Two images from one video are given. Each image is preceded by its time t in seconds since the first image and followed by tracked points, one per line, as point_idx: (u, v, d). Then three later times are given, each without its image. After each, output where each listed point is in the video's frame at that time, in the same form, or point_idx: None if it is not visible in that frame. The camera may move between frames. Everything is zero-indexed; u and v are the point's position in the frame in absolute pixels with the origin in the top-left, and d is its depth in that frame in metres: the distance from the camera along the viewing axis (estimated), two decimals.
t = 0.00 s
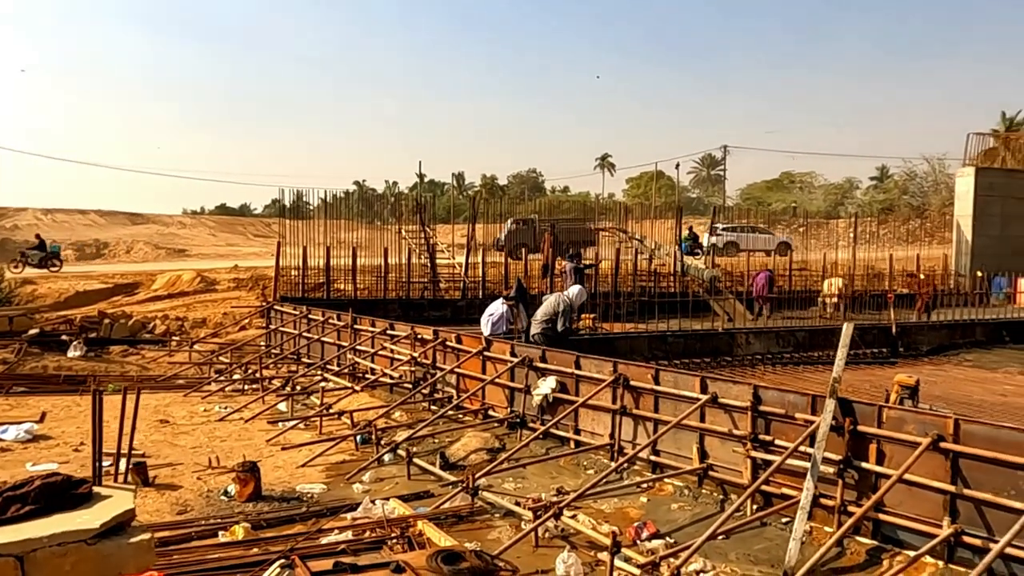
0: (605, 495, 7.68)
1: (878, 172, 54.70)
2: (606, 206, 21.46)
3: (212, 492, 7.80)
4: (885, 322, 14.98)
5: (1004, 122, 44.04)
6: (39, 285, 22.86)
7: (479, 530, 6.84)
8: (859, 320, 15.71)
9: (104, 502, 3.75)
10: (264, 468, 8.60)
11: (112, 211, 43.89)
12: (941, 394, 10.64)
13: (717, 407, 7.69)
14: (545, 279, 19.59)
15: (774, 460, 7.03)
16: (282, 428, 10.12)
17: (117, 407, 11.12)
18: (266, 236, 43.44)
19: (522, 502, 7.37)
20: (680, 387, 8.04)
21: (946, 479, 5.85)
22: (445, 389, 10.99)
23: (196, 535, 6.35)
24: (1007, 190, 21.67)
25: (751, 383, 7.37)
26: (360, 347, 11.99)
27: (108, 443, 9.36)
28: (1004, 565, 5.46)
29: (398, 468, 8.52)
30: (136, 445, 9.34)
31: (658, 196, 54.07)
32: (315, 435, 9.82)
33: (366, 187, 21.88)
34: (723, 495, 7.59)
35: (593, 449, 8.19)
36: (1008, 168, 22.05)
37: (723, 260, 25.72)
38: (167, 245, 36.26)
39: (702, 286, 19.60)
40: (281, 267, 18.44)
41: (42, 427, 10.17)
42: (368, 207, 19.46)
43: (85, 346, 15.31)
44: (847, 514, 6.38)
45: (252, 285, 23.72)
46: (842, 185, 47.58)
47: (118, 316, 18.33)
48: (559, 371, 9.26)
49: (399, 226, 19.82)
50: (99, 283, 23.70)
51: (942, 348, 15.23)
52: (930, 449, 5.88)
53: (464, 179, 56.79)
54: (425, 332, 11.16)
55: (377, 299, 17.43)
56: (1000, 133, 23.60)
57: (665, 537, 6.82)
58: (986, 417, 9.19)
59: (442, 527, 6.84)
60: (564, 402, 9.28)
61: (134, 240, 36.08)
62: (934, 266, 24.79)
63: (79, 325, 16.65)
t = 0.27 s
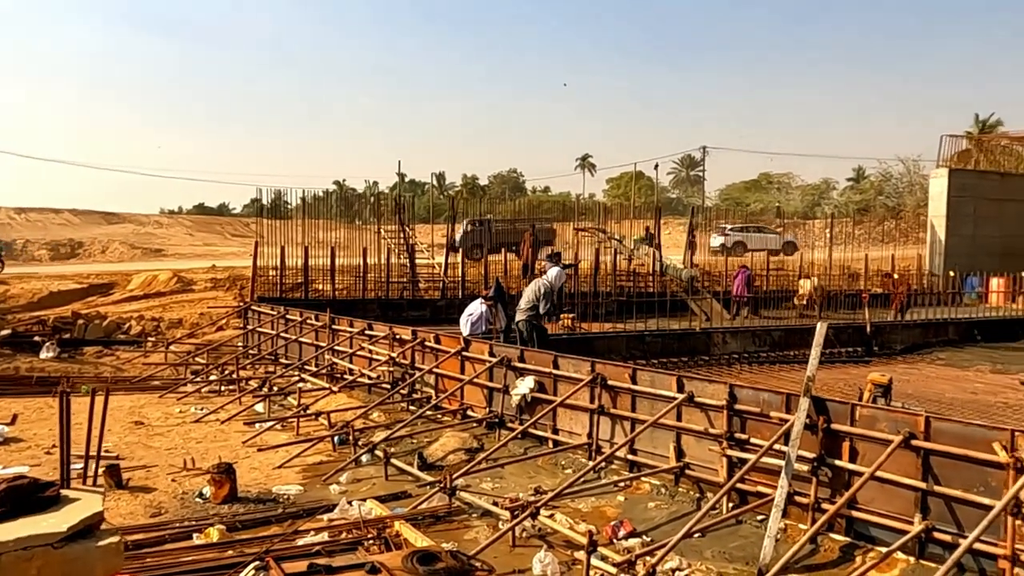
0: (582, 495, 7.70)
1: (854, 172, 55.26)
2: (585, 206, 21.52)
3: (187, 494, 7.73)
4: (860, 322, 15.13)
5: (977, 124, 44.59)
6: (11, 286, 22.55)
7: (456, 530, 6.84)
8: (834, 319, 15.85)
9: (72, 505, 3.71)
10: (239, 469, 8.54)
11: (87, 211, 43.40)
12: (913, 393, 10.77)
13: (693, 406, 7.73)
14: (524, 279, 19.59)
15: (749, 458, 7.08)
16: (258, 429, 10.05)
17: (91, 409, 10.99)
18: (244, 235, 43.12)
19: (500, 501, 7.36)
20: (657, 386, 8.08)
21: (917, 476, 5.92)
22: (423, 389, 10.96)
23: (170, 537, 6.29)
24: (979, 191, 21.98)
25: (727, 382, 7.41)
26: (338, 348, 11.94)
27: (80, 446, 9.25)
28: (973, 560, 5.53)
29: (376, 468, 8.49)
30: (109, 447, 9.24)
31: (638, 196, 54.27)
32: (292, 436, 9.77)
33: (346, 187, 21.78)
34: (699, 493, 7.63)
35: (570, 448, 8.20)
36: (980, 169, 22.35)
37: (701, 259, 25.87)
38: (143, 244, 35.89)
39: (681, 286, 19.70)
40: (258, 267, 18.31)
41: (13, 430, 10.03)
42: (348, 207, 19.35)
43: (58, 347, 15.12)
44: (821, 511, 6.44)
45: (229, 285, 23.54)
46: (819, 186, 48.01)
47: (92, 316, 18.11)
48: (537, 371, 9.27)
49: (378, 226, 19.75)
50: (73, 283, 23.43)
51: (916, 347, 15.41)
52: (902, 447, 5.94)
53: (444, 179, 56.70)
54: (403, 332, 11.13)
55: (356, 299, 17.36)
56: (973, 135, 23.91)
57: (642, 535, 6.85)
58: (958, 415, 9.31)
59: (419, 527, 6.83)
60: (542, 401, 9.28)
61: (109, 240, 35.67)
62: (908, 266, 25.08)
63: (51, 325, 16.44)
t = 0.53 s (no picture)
0: (556, 496, 7.72)
1: (825, 175, 55.95)
2: (560, 208, 21.58)
3: (156, 500, 7.65)
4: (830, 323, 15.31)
5: (944, 129, 45.35)
6: None
7: (430, 532, 6.83)
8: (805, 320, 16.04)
9: (35, 511, 3.65)
10: (210, 473, 8.46)
11: (55, 211, 42.77)
12: (882, 392, 10.92)
13: (666, 406, 7.79)
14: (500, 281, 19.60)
15: (721, 458, 7.14)
16: (230, 433, 9.96)
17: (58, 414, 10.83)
18: (216, 237, 42.72)
19: (474, 503, 7.36)
20: (631, 387, 8.12)
21: (885, 474, 6.00)
22: (398, 392, 10.94)
23: (138, 543, 6.22)
24: (945, 195, 22.35)
25: (699, 383, 7.48)
26: (312, 350, 11.87)
27: (47, 451, 9.11)
28: (939, 556, 5.62)
29: (349, 471, 8.45)
30: (77, 452, 9.11)
31: (612, 198, 54.50)
32: (265, 439, 9.70)
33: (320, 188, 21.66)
34: (673, 493, 7.68)
35: (545, 449, 8.22)
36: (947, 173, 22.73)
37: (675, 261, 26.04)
38: (113, 245, 35.42)
39: (655, 287, 19.82)
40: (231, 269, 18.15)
41: None
42: (322, 208, 19.26)
43: (25, 351, 14.88)
44: (791, 510, 6.51)
45: (200, 287, 23.31)
46: (790, 189, 48.54)
47: (60, 319, 17.85)
48: (512, 372, 9.28)
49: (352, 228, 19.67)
50: (41, 285, 23.07)
51: (885, 347, 15.62)
52: (870, 445, 6.02)
53: (418, 181, 56.58)
54: (377, 335, 11.09)
55: (330, 301, 17.27)
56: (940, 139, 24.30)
57: (615, 536, 6.88)
58: (924, 414, 9.46)
59: (393, 530, 6.81)
60: (516, 403, 9.29)
61: (77, 241, 35.16)
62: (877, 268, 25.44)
63: (17, 329, 16.18)
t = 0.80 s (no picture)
0: (498, 502, 7.73)
1: (758, 184, 57.35)
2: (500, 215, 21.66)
3: (83, 515, 7.42)
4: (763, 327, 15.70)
5: (871, 140, 46.95)
6: None
7: (370, 543, 6.77)
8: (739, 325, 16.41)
9: None
10: (140, 487, 8.23)
11: None
12: (813, 395, 11.24)
13: (606, 412, 7.88)
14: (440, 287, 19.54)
15: (659, 461, 7.26)
16: (161, 445, 9.72)
17: None
18: (147, 242, 41.61)
19: (415, 512, 7.32)
20: (571, 393, 8.19)
21: (815, 474, 6.19)
22: (337, 400, 10.81)
23: (63, 563, 6.02)
24: (870, 204, 23.15)
25: (638, 388, 7.60)
26: (248, 358, 11.66)
27: None
28: (866, 553, 5.81)
29: (287, 482, 8.33)
30: None
31: (553, 205, 54.85)
32: (198, 450, 9.47)
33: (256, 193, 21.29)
34: (612, 497, 7.77)
35: (486, 456, 8.23)
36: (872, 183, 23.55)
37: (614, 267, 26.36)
38: (38, 251, 34.19)
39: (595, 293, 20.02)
40: (162, 276, 17.70)
41: None
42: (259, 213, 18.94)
43: None
44: (727, 511, 6.66)
45: (131, 294, 22.67)
46: (726, 197, 49.60)
47: None
48: (453, 379, 9.28)
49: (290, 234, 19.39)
50: None
51: (815, 351, 16.09)
52: (801, 447, 6.21)
53: (358, 186, 56.05)
54: (316, 342, 10.96)
55: (266, 308, 16.96)
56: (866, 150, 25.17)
57: (557, 541, 6.93)
58: (853, 415, 9.78)
59: (332, 541, 6.73)
60: (457, 410, 9.29)
61: None
62: (808, 275, 26.17)
63: None
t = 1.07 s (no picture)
0: (448, 507, 7.73)
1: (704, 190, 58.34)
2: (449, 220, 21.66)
3: (17, 530, 7.20)
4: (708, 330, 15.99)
5: (812, 147, 48.14)
6: None
7: (317, 551, 6.72)
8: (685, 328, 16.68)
9: None
10: (77, 500, 8.03)
11: None
12: (756, 396, 11.49)
13: (555, 415, 7.95)
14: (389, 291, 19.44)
15: (607, 463, 7.35)
16: (100, 455, 9.48)
17: None
18: (86, 246, 40.50)
19: (363, 519, 7.29)
20: (520, 396, 8.24)
21: (757, 473, 6.34)
22: (284, 407, 10.69)
23: None
24: (811, 210, 23.75)
25: (586, 391, 7.68)
26: (192, 365, 11.45)
27: None
28: (806, 549, 5.97)
29: (232, 491, 8.20)
30: None
31: (503, 209, 54.99)
32: (138, 460, 9.27)
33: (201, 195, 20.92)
34: (562, 500, 7.84)
35: (435, 462, 8.22)
36: (812, 190, 24.16)
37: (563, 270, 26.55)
38: None
39: (544, 297, 20.15)
40: (100, 281, 17.26)
41: None
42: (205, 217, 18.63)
43: None
44: (673, 511, 6.77)
45: (67, 300, 22.04)
46: (673, 202, 50.34)
47: None
48: (402, 385, 9.25)
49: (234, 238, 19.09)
50: None
51: (758, 353, 16.44)
52: (744, 447, 6.35)
53: (306, 189, 55.46)
54: (262, 348, 10.82)
55: (210, 314, 16.66)
56: (807, 157, 25.81)
57: (506, 545, 6.96)
58: (794, 415, 10.03)
59: (278, 551, 6.66)
60: (406, 415, 9.26)
61: None
62: (752, 278, 26.72)
63: None
